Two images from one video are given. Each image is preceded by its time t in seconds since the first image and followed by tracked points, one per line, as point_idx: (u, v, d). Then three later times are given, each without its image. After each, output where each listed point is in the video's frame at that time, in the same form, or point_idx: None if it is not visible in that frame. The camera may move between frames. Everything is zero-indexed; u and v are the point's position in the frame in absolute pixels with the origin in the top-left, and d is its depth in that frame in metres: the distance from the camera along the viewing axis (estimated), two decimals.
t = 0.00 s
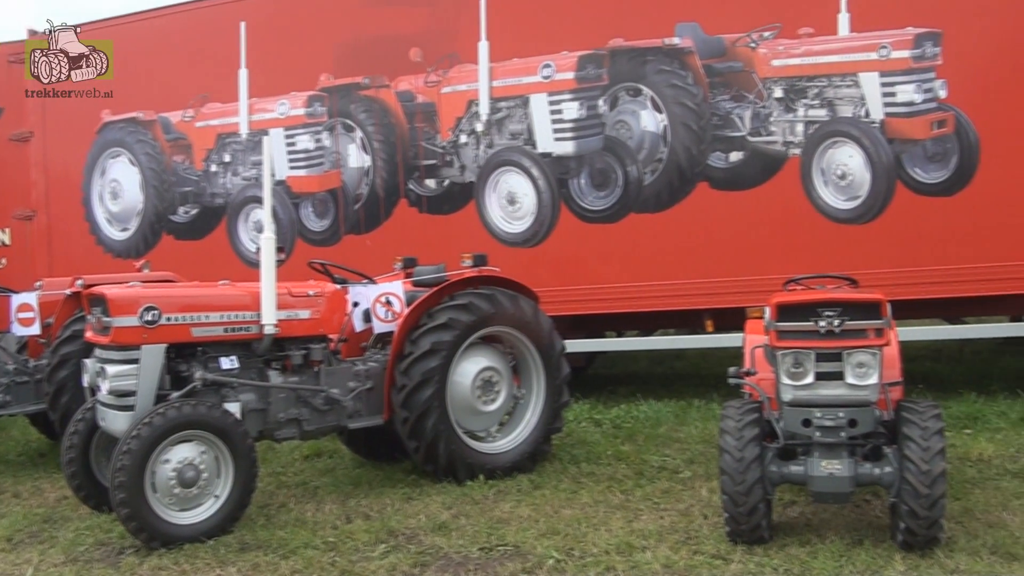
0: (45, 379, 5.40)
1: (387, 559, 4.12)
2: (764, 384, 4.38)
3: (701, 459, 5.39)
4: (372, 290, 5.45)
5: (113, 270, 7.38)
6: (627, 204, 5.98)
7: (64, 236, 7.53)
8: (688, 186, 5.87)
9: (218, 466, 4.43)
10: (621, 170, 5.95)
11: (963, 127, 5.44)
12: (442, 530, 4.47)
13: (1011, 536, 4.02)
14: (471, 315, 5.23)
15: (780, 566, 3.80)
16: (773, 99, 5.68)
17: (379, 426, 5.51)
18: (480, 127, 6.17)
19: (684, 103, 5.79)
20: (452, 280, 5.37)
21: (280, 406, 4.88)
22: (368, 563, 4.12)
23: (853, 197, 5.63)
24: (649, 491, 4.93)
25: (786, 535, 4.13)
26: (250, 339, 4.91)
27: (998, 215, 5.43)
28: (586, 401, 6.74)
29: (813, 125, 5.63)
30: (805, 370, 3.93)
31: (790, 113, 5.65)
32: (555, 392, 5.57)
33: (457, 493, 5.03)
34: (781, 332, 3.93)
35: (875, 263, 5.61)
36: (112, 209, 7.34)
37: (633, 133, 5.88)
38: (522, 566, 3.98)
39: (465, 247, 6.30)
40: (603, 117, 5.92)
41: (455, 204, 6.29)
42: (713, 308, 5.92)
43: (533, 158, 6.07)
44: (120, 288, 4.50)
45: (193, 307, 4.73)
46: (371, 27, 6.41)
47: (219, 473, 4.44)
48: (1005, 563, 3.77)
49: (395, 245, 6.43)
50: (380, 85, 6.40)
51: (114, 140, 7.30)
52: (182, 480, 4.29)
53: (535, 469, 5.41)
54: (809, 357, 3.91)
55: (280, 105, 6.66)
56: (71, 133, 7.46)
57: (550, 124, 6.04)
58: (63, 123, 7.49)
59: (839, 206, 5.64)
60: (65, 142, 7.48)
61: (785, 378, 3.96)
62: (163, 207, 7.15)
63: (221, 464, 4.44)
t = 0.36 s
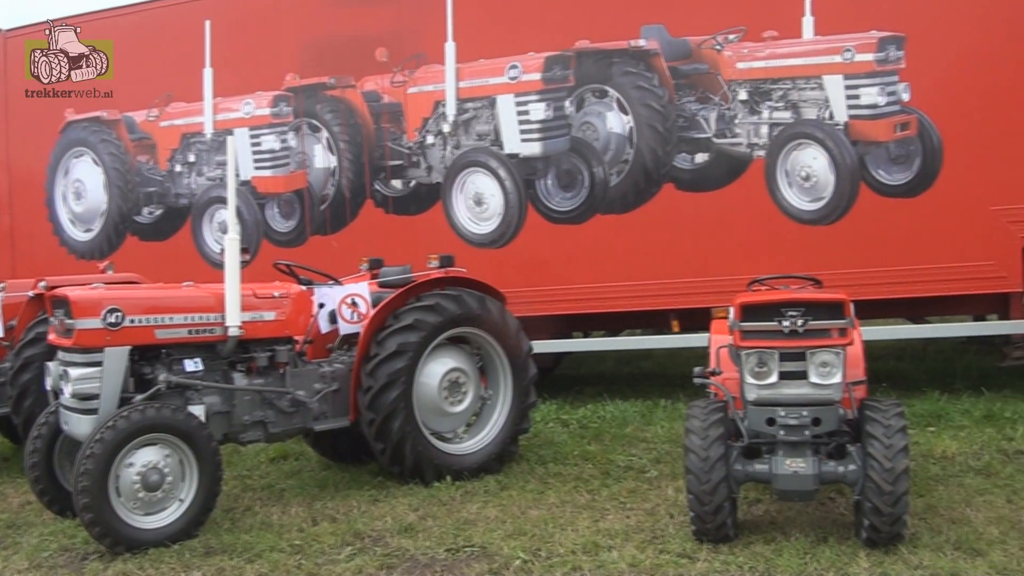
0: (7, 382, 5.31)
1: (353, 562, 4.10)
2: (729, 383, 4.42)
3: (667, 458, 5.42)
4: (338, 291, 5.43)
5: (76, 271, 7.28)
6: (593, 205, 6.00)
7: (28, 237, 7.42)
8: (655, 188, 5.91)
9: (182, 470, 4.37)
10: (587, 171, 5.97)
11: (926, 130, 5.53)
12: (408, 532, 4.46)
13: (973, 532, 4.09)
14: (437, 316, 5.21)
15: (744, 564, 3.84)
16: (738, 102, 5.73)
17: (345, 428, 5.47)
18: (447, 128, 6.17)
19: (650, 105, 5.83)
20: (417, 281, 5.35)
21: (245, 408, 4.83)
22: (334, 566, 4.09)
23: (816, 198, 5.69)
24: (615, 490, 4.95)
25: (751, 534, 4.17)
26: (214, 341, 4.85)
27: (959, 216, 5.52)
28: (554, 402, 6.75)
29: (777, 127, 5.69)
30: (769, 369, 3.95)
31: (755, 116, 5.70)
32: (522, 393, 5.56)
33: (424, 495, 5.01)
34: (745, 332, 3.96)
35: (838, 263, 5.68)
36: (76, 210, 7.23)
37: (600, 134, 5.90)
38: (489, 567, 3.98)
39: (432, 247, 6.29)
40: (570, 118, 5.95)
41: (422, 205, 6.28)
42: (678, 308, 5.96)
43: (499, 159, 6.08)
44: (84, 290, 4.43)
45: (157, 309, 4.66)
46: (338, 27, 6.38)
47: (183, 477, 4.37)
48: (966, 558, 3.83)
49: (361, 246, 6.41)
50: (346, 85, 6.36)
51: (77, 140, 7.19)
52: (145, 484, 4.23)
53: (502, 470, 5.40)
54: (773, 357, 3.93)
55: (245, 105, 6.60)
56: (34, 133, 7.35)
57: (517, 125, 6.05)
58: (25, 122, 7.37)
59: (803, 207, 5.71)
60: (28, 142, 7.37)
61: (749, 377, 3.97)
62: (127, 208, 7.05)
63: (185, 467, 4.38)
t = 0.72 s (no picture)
0: None
1: (321, 565, 4.08)
2: (696, 383, 4.44)
3: (636, 458, 5.44)
4: (304, 293, 5.39)
5: (41, 273, 7.18)
6: (562, 206, 6.01)
7: None
8: (623, 189, 5.93)
9: (149, 474, 4.31)
10: (556, 172, 5.98)
11: (891, 132, 5.60)
12: (377, 535, 4.44)
13: (939, 528, 4.14)
14: (405, 317, 5.19)
15: (712, 563, 3.86)
16: (705, 103, 5.77)
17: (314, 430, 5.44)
18: (415, 128, 6.15)
19: (618, 106, 5.85)
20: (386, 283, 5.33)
21: (212, 412, 4.79)
22: (301, 569, 4.07)
23: (783, 199, 5.74)
24: (584, 490, 4.96)
25: (718, 532, 4.20)
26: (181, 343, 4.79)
27: (923, 217, 5.59)
28: (523, 403, 6.75)
29: (744, 129, 5.73)
30: (735, 369, 3.99)
31: (722, 117, 5.75)
32: (491, 394, 5.55)
33: (392, 497, 4.99)
34: (712, 332, 4.00)
35: (804, 263, 5.74)
36: (41, 211, 7.13)
37: (568, 135, 5.92)
38: (457, 568, 3.98)
39: (401, 249, 6.27)
40: (538, 119, 5.96)
41: (391, 206, 6.26)
42: (647, 309, 5.98)
43: (468, 160, 6.08)
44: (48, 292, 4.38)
45: (122, 311, 4.60)
46: (306, 27, 6.34)
47: (150, 481, 4.31)
48: (932, 554, 3.87)
49: (329, 247, 6.38)
50: (314, 85, 6.32)
51: (43, 140, 7.08)
52: (112, 488, 4.17)
53: (471, 472, 5.39)
54: (739, 356, 3.97)
55: (213, 105, 6.52)
56: None
57: (485, 126, 6.05)
58: None
59: (770, 208, 5.76)
60: None
61: (716, 376, 4.01)
62: (93, 209, 6.96)
63: (152, 471, 4.32)
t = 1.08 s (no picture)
0: None
1: (279, 570, 4.05)
2: (655, 384, 4.46)
3: (596, 459, 5.47)
4: (263, 296, 5.35)
5: None
6: (523, 208, 6.02)
7: None
8: (583, 191, 5.95)
9: (105, 480, 4.24)
10: (517, 174, 5.99)
11: (848, 135, 5.68)
12: (336, 539, 4.41)
13: (895, 525, 4.21)
14: (364, 320, 5.16)
15: (670, 563, 3.89)
16: (665, 106, 5.81)
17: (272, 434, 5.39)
18: (375, 130, 6.13)
19: (578, 109, 5.88)
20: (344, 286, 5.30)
21: (169, 416, 4.72)
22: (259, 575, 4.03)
23: (741, 202, 5.80)
24: (544, 492, 4.97)
25: (676, 532, 4.23)
26: (137, 346, 4.73)
27: (878, 219, 5.68)
28: (484, 405, 6.75)
29: (704, 132, 5.78)
30: (693, 369, 4.01)
31: (681, 120, 5.79)
32: (451, 396, 5.54)
33: (351, 500, 4.96)
34: (670, 333, 4.02)
35: (762, 265, 5.80)
36: None
37: (529, 137, 5.93)
38: (417, 571, 3.97)
39: (362, 250, 6.23)
40: (499, 121, 5.97)
41: (352, 208, 6.23)
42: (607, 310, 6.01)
43: (429, 162, 6.07)
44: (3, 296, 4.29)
45: (78, 314, 4.53)
46: (266, 27, 6.29)
47: (106, 487, 4.25)
48: (888, 551, 3.93)
49: (288, 250, 6.33)
50: (274, 86, 6.27)
51: None
52: (68, 495, 4.10)
53: (431, 474, 5.38)
54: (697, 357, 3.99)
55: (171, 105, 6.45)
56: None
57: (446, 127, 6.04)
58: None
59: (728, 210, 5.81)
60: None
61: (674, 377, 4.03)
62: (49, 210, 6.83)
63: (109, 477, 4.25)
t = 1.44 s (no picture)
0: None
1: None
2: (604, 385, 4.49)
3: (546, 461, 5.49)
4: (210, 298, 5.30)
5: None
6: (474, 210, 6.02)
7: None
8: (534, 193, 5.97)
9: (50, 487, 4.14)
10: (467, 175, 6.00)
11: (795, 140, 5.77)
12: (284, 544, 4.36)
13: (841, 522, 4.28)
14: (312, 322, 5.11)
15: (618, 563, 3.91)
16: (614, 109, 5.86)
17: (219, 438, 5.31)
18: (325, 131, 6.09)
19: (529, 111, 5.89)
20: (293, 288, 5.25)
21: (114, 420, 4.62)
22: None
23: (690, 205, 5.87)
24: (494, 494, 4.97)
25: (625, 532, 4.26)
26: (81, 350, 4.62)
27: (823, 222, 5.78)
28: (435, 407, 6.73)
29: (653, 135, 5.85)
30: (641, 371, 4.05)
31: (631, 123, 5.85)
32: (400, 399, 5.50)
33: (300, 505, 4.92)
34: (617, 335, 4.05)
35: (710, 267, 5.87)
36: None
37: (480, 140, 5.94)
38: None
39: (311, 252, 6.18)
40: (450, 123, 5.96)
41: (301, 210, 6.18)
42: (558, 312, 6.04)
43: (379, 163, 6.05)
44: None
45: (21, 317, 4.42)
46: (215, 25, 6.20)
47: (50, 495, 4.15)
48: (834, 548, 4.00)
49: (236, 251, 6.25)
50: (222, 85, 6.19)
51: None
52: (12, 502, 3.99)
53: (380, 478, 5.35)
54: (645, 358, 4.03)
55: (118, 103, 6.34)
56: None
57: (396, 129, 6.02)
58: None
59: (677, 213, 5.88)
60: None
61: (621, 378, 4.06)
62: None
63: (53, 484, 4.15)
